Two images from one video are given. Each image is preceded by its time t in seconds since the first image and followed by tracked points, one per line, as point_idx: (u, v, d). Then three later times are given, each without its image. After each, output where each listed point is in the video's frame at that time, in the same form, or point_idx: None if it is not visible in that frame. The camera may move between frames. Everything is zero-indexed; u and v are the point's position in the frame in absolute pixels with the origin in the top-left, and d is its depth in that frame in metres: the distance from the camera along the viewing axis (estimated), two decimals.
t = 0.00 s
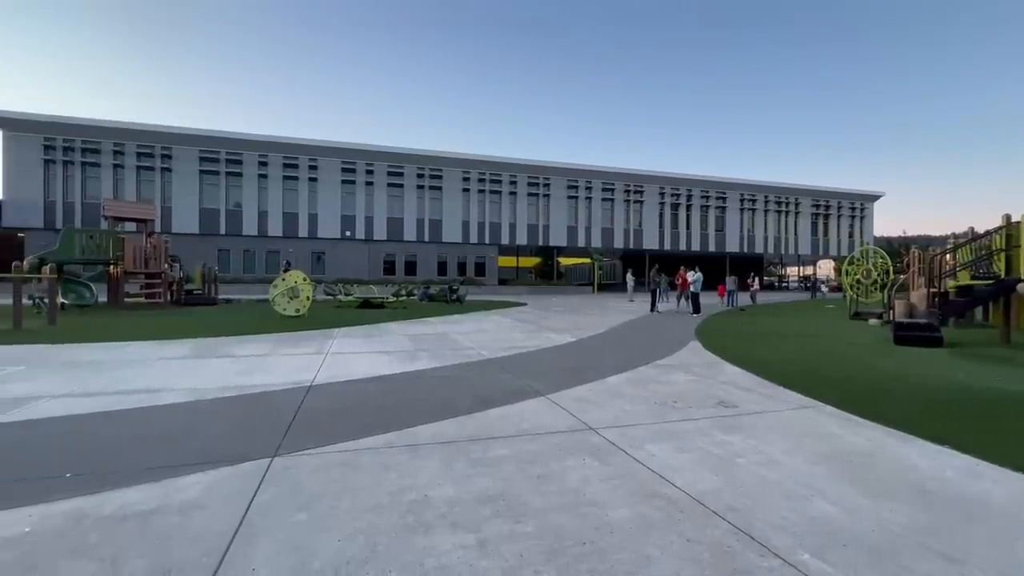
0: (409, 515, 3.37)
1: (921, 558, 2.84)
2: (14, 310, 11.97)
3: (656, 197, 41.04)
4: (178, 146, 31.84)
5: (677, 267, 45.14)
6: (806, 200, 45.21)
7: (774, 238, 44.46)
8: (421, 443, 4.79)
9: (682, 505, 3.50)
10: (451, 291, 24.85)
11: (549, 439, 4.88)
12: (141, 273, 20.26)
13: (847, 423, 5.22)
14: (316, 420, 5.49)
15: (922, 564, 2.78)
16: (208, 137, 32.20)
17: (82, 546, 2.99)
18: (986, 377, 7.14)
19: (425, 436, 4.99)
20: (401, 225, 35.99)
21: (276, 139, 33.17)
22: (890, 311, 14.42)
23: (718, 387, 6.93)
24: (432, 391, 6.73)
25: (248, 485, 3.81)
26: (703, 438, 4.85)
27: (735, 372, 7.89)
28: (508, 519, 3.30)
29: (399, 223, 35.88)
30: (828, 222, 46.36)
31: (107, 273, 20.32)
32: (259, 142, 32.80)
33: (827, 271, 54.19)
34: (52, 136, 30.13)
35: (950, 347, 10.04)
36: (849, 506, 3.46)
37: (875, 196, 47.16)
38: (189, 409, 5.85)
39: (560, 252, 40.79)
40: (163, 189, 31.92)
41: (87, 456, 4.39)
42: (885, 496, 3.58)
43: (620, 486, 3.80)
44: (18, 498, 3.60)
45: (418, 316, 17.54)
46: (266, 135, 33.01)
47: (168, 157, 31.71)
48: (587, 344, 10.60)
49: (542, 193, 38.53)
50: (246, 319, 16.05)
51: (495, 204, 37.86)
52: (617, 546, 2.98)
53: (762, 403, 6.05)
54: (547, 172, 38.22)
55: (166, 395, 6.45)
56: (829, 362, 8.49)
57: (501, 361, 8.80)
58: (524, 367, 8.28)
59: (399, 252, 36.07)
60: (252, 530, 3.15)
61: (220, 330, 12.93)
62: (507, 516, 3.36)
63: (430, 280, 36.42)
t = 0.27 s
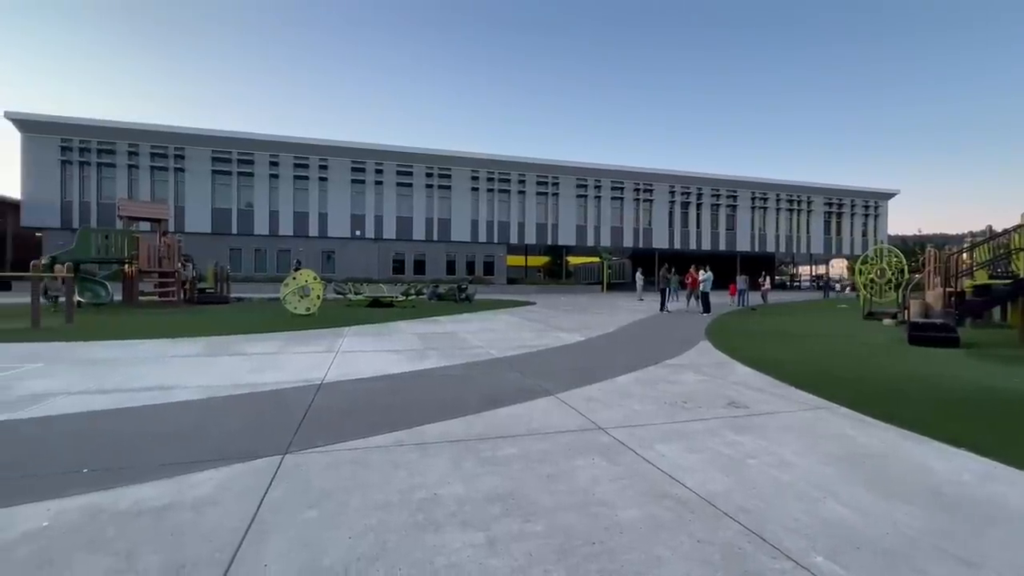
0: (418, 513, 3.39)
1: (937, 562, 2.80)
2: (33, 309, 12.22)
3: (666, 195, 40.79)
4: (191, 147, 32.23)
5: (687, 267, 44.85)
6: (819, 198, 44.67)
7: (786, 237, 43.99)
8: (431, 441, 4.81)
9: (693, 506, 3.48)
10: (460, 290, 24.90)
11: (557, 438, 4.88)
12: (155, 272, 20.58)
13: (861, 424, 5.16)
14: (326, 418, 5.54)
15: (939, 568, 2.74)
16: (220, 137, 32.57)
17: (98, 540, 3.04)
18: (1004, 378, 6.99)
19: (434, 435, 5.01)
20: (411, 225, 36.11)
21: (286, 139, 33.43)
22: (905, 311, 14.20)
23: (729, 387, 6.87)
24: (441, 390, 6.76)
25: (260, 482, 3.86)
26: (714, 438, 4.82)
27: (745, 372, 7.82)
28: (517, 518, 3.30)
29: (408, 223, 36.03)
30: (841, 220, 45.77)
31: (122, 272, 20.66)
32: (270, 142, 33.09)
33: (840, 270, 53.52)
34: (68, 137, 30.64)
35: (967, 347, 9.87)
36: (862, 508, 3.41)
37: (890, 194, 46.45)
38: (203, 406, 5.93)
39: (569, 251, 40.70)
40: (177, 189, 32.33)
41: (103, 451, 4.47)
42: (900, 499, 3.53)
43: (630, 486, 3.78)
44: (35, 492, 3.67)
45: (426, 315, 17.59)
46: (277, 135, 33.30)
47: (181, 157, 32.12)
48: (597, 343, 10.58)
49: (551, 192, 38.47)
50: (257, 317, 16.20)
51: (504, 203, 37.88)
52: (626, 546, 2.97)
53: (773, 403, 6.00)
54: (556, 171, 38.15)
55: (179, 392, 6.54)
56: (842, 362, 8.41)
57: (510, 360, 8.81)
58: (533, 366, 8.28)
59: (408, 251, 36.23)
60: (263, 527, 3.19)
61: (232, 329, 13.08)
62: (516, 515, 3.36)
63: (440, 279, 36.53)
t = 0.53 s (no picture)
0: (428, 510, 3.40)
1: (953, 565, 2.75)
2: (51, 307, 12.45)
3: (676, 194, 40.52)
4: (203, 147, 32.63)
5: (697, 265, 44.53)
6: (832, 196, 44.09)
7: (798, 236, 43.50)
8: (441, 439, 4.82)
9: (704, 506, 3.45)
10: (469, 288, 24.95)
11: (567, 437, 4.87)
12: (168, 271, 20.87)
13: (875, 425, 5.09)
14: (337, 415, 5.58)
15: (955, 571, 2.69)
16: (232, 138, 32.93)
17: (115, 533, 3.10)
18: None
19: (444, 433, 5.02)
20: (420, 224, 36.25)
21: (297, 139, 33.71)
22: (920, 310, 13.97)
23: (740, 386, 6.82)
24: (450, 388, 6.78)
25: (272, 478, 3.90)
26: (725, 438, 4.78)
27: (757, 372, 7.75)
28: (527, 517, 3.30)
29: (417, 222, 36.17)
30: (855, 219, 45.15)
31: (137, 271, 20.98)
32: (282, 142, 33.39)
33: (854, 269, 52.83)
34: (85, 139, 31.17)
35: (985, 348, 9.69)
36: (876, 510, 3.37)
37: (905, 192, 45.72)
38: (216, 403, 6.00)
39: (578, 250, 40.60)
40: (190, 189, 32.75)
41: (118, 447, 4.54)
42: (915, 501, 3.48)
43: (640, 486, 3.76)
44: (54, 487, 3.75)
45: (435, 314, 17.64)
46: (288, 135, 33.58)
47: (194, 157, 32.52)
48: (606, 343, 10.54)
49: (560, 191, 38.38)
50: (269, 316, 16.36)
51: (513, 202, 37.88)
52: (637, 545, 2.96)
53: (785, 404, 5.94)
54: (565, 170, 38.08)
55: (192, 390, 6.63)
56: (856, 362, 8.32)
57: (519, 359, 8.81)
58: (542, 365, 8.26)
59: (417, 249, 36.37)
60: (276, 522, 3.22)
61: (244, 327, 13.22)
62: (525, 513, 3.36)
63: (449, 277, 36.64)
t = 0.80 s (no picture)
0: (439, 508, 3.42)
1: (971, 569, 2.71)
2: (69, 306, 12.69)
3: (687, 192, 40.21)
4: (216, 147, 33.02)
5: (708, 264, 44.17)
6: (846, 193, 43.46)
7: (811, 234, 42.93)
8: (450, 438, 4.84)
9: (715, 507, 3.43)
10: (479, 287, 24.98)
11: (576, 436, 4.86)
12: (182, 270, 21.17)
13: (891, 426, 5.01)
14: (348, 414, 5.63)
15: None
16: (244, 138, 33.28)
17: (132, 528, 3.15)
18: None
19: (454, 431, 5.04)
20: (430, 223, 36.37)
21: (308, 139, 33.97)
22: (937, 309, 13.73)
23: (752, 386, 6.75)
24: (460, 387, 6.79)
25: (284, 475, 3.94)
26: (736, 439, 4.74)
27: (769, 372, 7.67)
28: (537, 515, 3.30)
29: (427, 221, 36.28)
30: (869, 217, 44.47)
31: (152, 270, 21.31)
32: (293, 142, 33.67)
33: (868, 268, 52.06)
34: (101, 140, 31.68)
35: (1004, 348, 9.49)
36: (891, 513, 3.32)
37: (921, 189, 44.92)
38: (228, 401, 6.07)
39: (587, 249, 40.48)
40: (203, 189, 33.16)
41: (134, 444, 4.62)
42: (932, 504, 3.43)
43: (651, 486, 3.74)
44: (72, 481, 3.82)
45: (444, 313, 17.69)
46: (300, 135, 33.86)
47: (207, 157, 32.92)
48: (616, 342, 10.49)
49: (569, 190, 38.26)
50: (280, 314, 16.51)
51: (522, 201, 37.85)
52: (647, 545, 2.95)
53: (798, 404, 5.87)
54: (574, 168, 37.97)
55: (206, 387, 6.72)
56: (869, 362, 8.22)
57: (528, 358, 8.80)
58: (552, 364, 8.25)
59: (427, 248, 36.51)
60: (288, 519, 3.26)
61: (256, 325, 13.37)
62: (535, 512, 3.36)
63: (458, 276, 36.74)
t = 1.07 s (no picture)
0: (449, 507, 3.43)
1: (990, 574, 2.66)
2: (87, 305, 12.94)
3: (698, 191, 39.87)
4: (230, 148, 33.44)
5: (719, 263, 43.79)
6: (861, 191, 42.79)
7: (825, 233, 42.35)
8: (461, 437, 4.85)
9: (728, 508, 3.40)
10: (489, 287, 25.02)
11: (587, 436, 4.85)
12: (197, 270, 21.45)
13: (908, 428, 4.93)
14: (358, 412, 5.67)
15: None
16: (257, 138, 33.64)
17: (149, 522, 3.21)
18: None
19: (464, 430, 5.05)
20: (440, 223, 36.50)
21: (320, 140, 34.27)
22: (956, 309, 13.48)
23: (765, 387, 6.68)
24: (470, 386, 6.81)
25: (297, 472, 3.99)
26: (749, 439, 4.69)
27: (782, 372, 7.59)
28: (548, 515, 3.31)
29: (437, 220, 36.42)
30: (885, 215, 43.74)
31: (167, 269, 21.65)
32: (305, 143, 33.98)
33: (884, 267, 51.21)
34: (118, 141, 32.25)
35: None
36: (908, 515, 3.27)
37: (939, 186, 44.06)
38: (242, 398, 6.15)
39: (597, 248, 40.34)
40: (217, 189, 33.61)
41: (151, 440, 4.71)
42: (950, 507, 3.37)
43: (662, 486, 3.72)
44: (91, 476, 3.91)
45: (455, 312, 17.73)
46: (312, 135, 34.18)
47: (221, 158, 33.36)
48: (627, 341, 10.44)
49: (579, 188, 38.15)
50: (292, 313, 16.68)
51: (532, 200, 37.82)
52: (659, 546, 2.93)
53: (812, 404, 5.80)
54: (584, 167, 37.86)
55: (220, 385, 6.82)
56: (885, 362, 8.09)
57: (538, 357, 8.80)
58: (562, 364, 8.24)
59: (437, 248, 36.65)
60: (302, 516, 3.29)
61: (268, 324, 13.51)
62: (546, 511, 3.36)
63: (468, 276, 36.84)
